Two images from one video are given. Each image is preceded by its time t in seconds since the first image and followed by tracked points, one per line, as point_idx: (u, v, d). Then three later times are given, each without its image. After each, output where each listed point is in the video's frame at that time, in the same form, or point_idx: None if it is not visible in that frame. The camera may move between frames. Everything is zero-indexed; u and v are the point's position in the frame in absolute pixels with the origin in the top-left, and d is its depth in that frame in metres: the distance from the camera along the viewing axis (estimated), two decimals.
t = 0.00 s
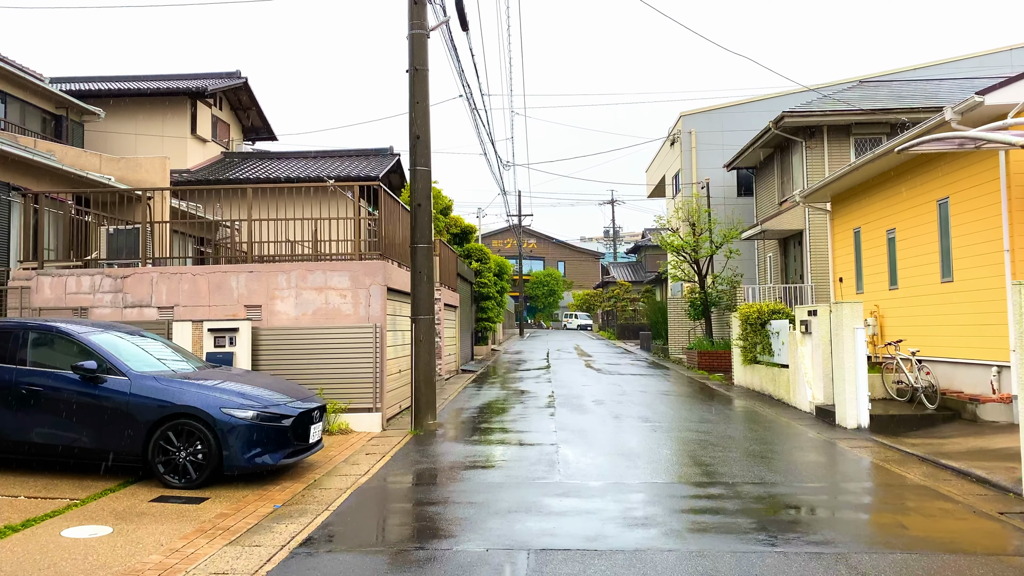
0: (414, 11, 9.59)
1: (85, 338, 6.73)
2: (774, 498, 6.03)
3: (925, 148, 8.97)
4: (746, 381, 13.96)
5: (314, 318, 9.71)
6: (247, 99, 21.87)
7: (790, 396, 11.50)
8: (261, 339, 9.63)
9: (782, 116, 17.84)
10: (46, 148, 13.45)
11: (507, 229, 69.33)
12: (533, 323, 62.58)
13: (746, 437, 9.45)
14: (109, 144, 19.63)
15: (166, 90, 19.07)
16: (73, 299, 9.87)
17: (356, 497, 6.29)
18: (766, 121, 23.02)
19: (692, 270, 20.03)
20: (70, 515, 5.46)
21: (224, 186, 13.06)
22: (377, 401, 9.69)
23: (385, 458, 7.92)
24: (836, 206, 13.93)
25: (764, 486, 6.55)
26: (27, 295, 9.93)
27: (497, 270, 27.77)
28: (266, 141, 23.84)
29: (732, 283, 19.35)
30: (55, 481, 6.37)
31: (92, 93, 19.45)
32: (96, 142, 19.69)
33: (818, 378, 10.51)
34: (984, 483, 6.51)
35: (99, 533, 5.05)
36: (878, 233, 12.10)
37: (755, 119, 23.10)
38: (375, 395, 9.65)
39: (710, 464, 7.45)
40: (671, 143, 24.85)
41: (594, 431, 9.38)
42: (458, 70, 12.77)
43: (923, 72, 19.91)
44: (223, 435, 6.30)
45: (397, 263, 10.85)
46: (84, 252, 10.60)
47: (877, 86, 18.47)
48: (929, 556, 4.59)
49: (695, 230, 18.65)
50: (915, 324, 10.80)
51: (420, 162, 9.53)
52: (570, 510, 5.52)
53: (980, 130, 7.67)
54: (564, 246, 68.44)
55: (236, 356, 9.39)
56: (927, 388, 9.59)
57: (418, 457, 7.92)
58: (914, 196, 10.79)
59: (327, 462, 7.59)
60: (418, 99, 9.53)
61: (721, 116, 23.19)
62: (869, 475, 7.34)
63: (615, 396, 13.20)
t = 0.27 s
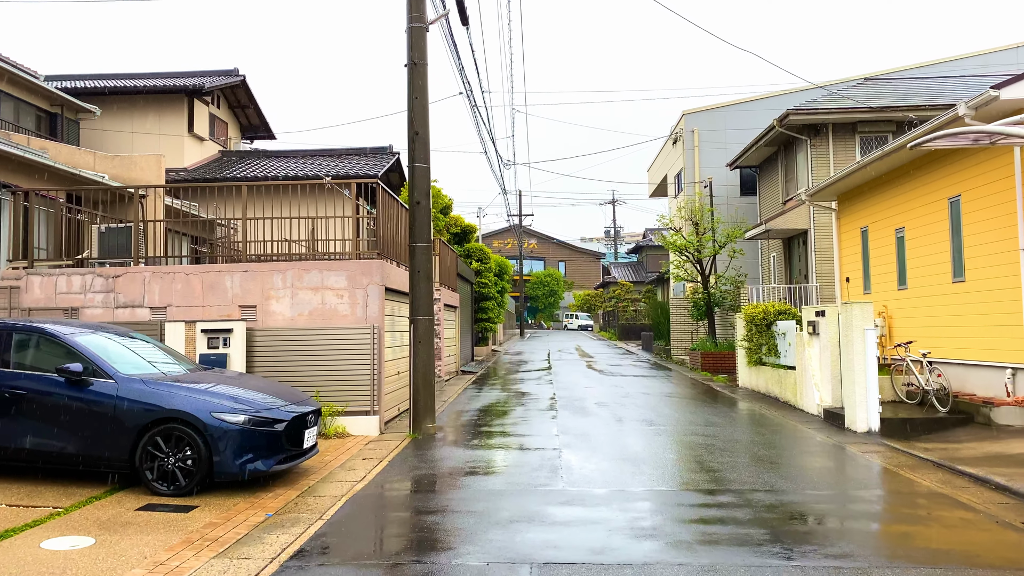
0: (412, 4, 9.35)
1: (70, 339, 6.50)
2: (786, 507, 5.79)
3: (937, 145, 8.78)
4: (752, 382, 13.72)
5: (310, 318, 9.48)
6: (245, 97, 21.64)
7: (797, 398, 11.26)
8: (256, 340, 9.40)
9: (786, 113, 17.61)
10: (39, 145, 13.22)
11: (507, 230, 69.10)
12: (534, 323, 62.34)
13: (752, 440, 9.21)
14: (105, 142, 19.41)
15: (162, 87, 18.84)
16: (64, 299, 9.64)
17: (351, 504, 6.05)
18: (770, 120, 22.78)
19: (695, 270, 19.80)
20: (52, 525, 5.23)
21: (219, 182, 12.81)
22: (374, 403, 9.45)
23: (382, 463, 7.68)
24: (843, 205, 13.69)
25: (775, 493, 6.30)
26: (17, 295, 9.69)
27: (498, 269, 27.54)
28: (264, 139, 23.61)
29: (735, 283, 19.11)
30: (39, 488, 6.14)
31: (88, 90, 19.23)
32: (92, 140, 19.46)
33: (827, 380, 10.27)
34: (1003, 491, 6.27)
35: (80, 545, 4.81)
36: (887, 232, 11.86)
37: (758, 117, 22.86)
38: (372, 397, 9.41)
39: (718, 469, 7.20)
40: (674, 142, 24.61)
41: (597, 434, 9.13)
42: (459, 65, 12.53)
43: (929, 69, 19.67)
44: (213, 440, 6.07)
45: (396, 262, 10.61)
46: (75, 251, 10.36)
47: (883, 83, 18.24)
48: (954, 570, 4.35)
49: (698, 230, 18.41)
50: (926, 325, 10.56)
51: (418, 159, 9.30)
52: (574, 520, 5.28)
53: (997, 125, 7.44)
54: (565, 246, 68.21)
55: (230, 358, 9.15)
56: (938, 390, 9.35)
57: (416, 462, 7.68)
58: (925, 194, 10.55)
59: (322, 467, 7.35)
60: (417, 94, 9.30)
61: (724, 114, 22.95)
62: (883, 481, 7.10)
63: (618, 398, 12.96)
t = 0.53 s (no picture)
0: None
1: (53, 340, 6.27)
2: (798, 515, 5.55)
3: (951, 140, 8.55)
4: (756, 384, 13.48)
5: (305, 319, 9.24)
6: (243, 95, 21.43)
7: (804, 401, 11.01)
8: (249, 341, 9.16)
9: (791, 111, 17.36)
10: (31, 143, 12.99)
11: (508, 230, 68.89)
12: (535, 323, 62.12)
13: (759, 444, 8.96)
14: (101, 140, 19.19)
15: (159, 85, 18.62)
16: (53, 299, 9.40)
17: (345, 513, 5.81)
18: (773, 118, 22.54)
19: (697, 270, 19.56)
20: (30, 536, 4.98)
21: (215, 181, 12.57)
22: (371, 406, 9.21)
23: (378, 468, 7.44)
24: (849, 203, 13.44)
25: (786, 500, 6.06)
26: (5, 295, 9.46)
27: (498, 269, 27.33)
28: (262, 138, 23.38)
29: (739, 283, 18.88)
30: (20, 495, 5.90)
31: (83, 88, 19.00)
32: (87, 138, 19.24)
33: (835, 382, 10.03)
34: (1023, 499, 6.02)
35: (58, 558, 4.56)
36: (895, 230, 11.61)
37: (761, 116, 22.62)
38: (369, 400, 9.17)
39: (725, 475, 6.96)
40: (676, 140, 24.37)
41: (599, 438, 8.89)
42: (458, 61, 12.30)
43: (934, 67, 19.42)
44: (201, 446, 5.83)
45: (393, 261, 10.38)
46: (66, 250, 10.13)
47: (888, 81, 18.00)
48: None
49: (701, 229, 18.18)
50: (936, 326, 10.32)
51: (416, 156, 9.07)
52: (577, 530, 5.04)
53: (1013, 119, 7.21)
54: (565, 246, 67.98)
55: (223, 360, 8.89)
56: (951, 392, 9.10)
57: (413, 467, 7.44)
58: (935, 191, 10.31)
59: (316, 473, 7.10)
60: (415, 89, 9.06)
61: (727, 112, 22.71)
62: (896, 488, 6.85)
63: (621, 399, 12.72)
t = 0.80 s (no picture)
0: None
1: (32, 340, 6.03)
2: (809, 523, 5.30)
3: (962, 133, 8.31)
4: (761, 385, 13.24)
5: (299, 319, 9.01)
6: (240, 92, 21.21)
7: (810, 402, 10.77)
8: (241, 341, 8.91)
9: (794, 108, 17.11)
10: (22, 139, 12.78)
11: (508, 230, 68.66)
12: (535, 324, 61.88)
13: (765, 447, 8.71)
14: (96, 138, 18.97)
15: (154, 82, 18.41)
16: (40, 298, 9.16)
17: (336, 520, 5.56)
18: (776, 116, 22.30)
19: (700, 269, 19.31)
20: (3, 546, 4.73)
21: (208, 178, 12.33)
22: (366, 409, 8.96)
23: (372, 472, 7.19)
24: (855, 200, 13.19)
25: (796, 507, 5.81)
26: None
27: (498, 268, 27.10)
28: (260, 136, 23.16)
29: (742, 283, 18.63)
30: None
31: (78, 85, 18.79)
32: (82, 136, 19.02)
33: (842, 383, 9.78)
34: None
35: (30, 570, 4.32)
36: (903, 228, 11.37)
37: (763, 113, 22.39)
38: (364, 402, 8.92)
39: (732, 480, 6.71)
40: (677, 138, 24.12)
41: (601, 441, 8.64)
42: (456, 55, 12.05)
43: (940, 64, 19.17)
44: (186, 451, 5.59)
45: (389, 259, 10.13)
46: (54, 248, 9.90)
47: (893, 78, 17.75)
48: None
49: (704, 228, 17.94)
50: (945, 326, 10.08)
51: (413, 150, 8.83)
52: (579, 540, 4.80)
53: None
54: (566, 246, 67.77)
55: (215, 361, 8.58)
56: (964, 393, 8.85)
57: (408, 472, 7.18)
58: (946, 188, 10.07)
59: (308, 478, 6.86)
60: (412, 82, 8.81)
61: (729, 110, 22.47)
62: (910, 493, 6.59)
63: (623, 401, 12.48)
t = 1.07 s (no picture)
0: None
1: (11, 345, 5.79)
2: (822, 537, 5.07)
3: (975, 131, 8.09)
4: (765, 387, 13.00)
5: (292, 321, 8.78)
6: (237, 91, 20.99)
7: (816, 406, 10.52)
8: (234, 344, 8.68)
9: (798, 106, 16.87)
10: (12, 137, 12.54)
11: (508, 230, 68.42)
12: (535, 324, 61.65)
13: (772, 453, 8.47)
14: (91, 137, 18.75)
15: (150, 80, 18.18)
16: (26, 300, 8.93)
17: (326, 533, 5.32)
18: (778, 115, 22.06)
19: (702, 269, 19.08)
20: None
21: (202, 177, 12.10)
22: (361, 413, 8.72)
23: (365, 480, 6.95)
24: (861, 199, 12.95)
25: (807, 519, 5.57)
26: None
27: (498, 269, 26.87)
28: (257, 135, 22.94)
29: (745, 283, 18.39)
30: None
31: (73, 84, 18.56)
32: (77, 135, 18.79)
33: (850, 387, 9.54)
34: None
35: None
36: (911, 227, 11.12)
37: (766, 112, 22.16)
38: (359, 407, 8.69)
39: (739, 489, 6.47)
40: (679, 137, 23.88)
41: (603, 447, 8.40)
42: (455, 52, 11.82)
43: (945, 62, 18.93)
44: (170, 460, 5.35)
45: (384, 259, 9.90)
46: (42, 248, 9.67)
47: (898, 76, 17.52)
48: None
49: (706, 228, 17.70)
50: (955, 328, 9.83)
51: (409, 148, 8.60)
52: (581, 556, 4.56)
53: None
54: (566, 246, 67.55)
55: (205, 365, 8.38)
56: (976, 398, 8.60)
57: (403, 480, 6.95)
58: (956, 187, 9.83)
59: (299, 487, 6.62)
60: (408, 78, 8.58)
61: (731, 109, 22.22)
62: (924, 502, 6.35)
63: (624, 405, 12.25)
